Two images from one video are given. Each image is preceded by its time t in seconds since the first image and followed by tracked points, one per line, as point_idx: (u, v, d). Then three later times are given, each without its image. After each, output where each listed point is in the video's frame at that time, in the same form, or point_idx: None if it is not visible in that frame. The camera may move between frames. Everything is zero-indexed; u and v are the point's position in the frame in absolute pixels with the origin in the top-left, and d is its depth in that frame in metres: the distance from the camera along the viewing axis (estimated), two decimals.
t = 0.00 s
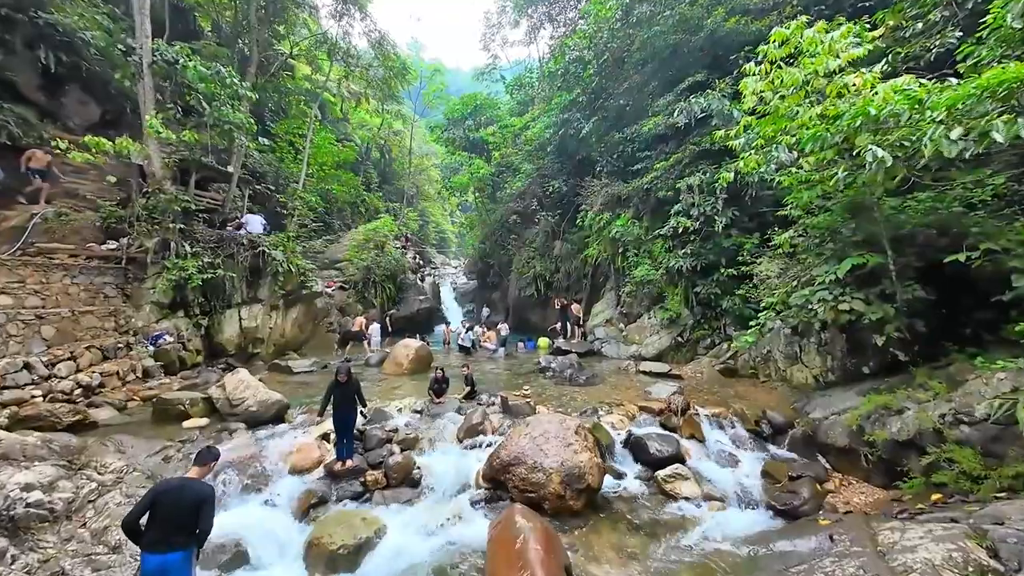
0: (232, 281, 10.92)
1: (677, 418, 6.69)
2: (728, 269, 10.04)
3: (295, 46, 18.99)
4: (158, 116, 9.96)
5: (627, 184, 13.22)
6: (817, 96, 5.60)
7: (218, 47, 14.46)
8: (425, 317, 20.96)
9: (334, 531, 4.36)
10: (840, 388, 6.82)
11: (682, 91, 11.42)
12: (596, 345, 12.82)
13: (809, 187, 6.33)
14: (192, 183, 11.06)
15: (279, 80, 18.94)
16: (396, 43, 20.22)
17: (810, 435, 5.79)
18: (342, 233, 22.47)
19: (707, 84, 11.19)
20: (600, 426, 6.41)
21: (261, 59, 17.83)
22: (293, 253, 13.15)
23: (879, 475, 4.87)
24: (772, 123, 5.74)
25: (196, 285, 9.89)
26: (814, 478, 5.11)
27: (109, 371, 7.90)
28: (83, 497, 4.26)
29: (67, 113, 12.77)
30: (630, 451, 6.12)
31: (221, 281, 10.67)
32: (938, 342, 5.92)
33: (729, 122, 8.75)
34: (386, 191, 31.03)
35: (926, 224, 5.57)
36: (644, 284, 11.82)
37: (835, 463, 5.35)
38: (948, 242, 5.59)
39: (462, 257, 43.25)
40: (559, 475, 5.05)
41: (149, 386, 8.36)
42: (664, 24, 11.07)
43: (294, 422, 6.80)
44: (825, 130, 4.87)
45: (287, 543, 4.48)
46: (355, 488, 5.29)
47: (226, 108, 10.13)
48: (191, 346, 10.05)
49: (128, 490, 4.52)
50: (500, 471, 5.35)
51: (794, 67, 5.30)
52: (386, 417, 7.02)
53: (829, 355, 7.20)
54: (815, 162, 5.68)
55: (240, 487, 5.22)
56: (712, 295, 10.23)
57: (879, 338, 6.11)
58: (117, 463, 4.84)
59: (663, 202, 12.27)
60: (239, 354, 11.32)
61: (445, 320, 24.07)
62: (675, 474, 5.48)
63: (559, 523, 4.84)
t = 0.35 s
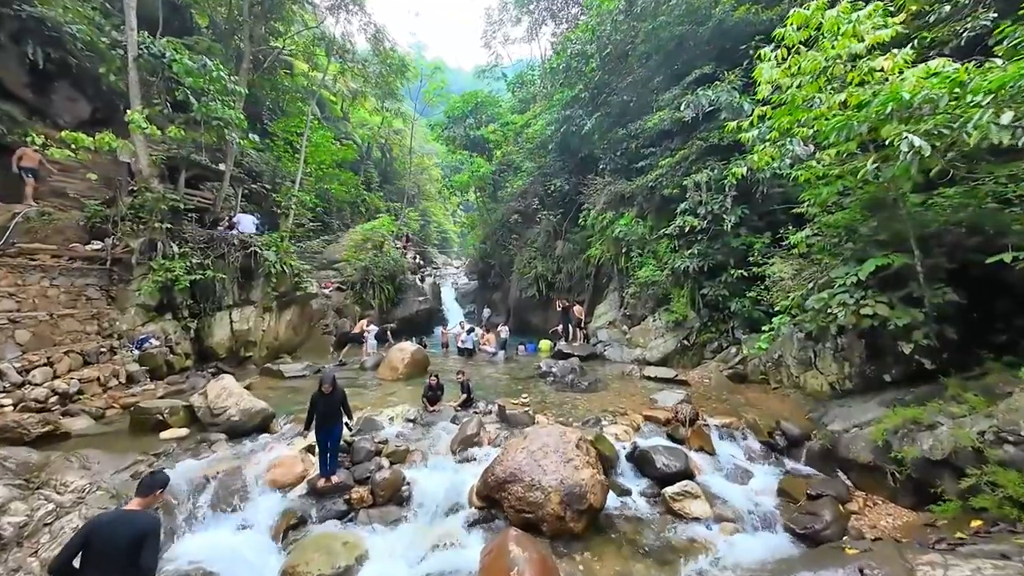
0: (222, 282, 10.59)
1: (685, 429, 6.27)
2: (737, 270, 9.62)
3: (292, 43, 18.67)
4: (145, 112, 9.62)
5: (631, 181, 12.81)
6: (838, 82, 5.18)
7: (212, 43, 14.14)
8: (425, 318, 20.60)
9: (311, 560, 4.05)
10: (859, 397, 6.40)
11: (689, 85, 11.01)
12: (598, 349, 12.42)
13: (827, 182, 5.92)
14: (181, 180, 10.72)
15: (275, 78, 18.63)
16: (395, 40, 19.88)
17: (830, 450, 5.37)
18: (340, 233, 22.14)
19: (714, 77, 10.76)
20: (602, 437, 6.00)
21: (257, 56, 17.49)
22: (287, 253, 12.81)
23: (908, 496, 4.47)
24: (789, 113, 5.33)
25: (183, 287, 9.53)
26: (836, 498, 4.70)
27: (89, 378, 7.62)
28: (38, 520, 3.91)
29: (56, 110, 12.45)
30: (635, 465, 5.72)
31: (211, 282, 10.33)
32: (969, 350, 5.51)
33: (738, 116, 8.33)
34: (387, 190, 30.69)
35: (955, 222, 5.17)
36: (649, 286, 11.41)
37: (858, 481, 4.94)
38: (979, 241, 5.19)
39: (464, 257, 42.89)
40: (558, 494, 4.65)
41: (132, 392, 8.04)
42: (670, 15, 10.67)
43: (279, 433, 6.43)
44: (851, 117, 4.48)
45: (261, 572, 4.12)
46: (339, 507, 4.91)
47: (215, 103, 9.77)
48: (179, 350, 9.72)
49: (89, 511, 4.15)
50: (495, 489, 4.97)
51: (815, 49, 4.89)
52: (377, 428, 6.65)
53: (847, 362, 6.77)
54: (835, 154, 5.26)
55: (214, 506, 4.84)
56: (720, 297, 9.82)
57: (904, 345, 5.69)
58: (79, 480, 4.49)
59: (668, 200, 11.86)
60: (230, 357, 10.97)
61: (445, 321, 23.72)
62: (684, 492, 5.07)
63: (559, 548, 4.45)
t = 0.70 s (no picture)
0: (212, 284, 10.23)
1: (695, 442, 5.83)
2: (747, 271, 9.17)
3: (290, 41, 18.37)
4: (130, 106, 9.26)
5: (636, 179, 12.39)
6: (866, 64, 4.75)
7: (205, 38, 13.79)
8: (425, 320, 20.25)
9: None
10: (882, 408, 5.97)
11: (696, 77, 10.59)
12: (602, 352, 12.01)
13: (851, 176, 5.48)
14: (170, 178, 10.36)
15: (272, 76, 18.30)
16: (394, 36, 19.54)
17: (856, 467, 4.93)
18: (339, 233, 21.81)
19: (723, 68, 10.32)
20: (606, 451, 5.58)
21: (253, 54, 17.17)
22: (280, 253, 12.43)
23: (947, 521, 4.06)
24: (811, 100, 4.91)
25: (169, 288, 9.15)
26: (865, 522, 4.28)
27: (65, 385, 7.33)
28: None
29: (44, 107, 12.14)
30: (642, 482, 5.30)
31: (200, 283, 9.96)
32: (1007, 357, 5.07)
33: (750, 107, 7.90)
34: (387, 190, 30.36)
35: (993, 219, 4.75)
36: (654, 287, 10.99)
37: (887, 502, 4.52)
38: (1018, 240, 4.78)
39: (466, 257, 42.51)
40: (558, 518, 4.23)
41: (111, 399, 7.70)
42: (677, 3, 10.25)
43: (261, 445, 6.03)
44: (883, 103, 4.05)
45: None
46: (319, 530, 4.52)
47: (203, 98, 9.40)
48: (166, 354, 9.38)
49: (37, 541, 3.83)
50: (489, 510, 4.57)
51: (843, 28, 4.45)
52: (366, 439, 6.25)
53: (870, 368, 6.33)
54: (861, 143, 4.82)
55: (185, 526, 4.45)
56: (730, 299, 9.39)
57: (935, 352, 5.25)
58: (30, 505, 4.19)
59: (674, 198, 11.42)
60: (220, 361, 10.61)
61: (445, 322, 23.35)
62: (696, 513, 4.64)
63: None
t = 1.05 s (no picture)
0: (201, 285, 9.85)
1: (709, 458, 5.38)
2: (760, 272, 8.70)
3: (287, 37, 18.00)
4: (113, 100, 8.86)
5: (641, 176, 11.94)
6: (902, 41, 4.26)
7: (198, 32, 13.43)
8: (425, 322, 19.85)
9: None
10: (912, 421, 5.50)
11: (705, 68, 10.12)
12: (606, 356, 11.57)
13: (882, 167, 5.01)
14: (158, 176, 10.00)
15: (269, 73, 17.97)
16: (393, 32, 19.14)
17: (888, 490, 4.48)
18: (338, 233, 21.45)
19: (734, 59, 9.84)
20: (612, 467, 5.14)
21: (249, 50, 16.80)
22: (274, 253, 12.05)
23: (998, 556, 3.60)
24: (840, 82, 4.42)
25: (154, 290, 8.76)
26: (904, 555, 3.82)
27: (39, 392, 6.98)
28: None
29: (31, 103, 11.79)
30: (652, 502, 4.84)
31: (187, 285, 9.57)
32: None
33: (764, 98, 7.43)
34: (388, 189, 30.02)
35: None
36: (660, 288, 10.54)
37: (926, 531, 4.07)
38: None
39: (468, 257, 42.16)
40: (558, 548, 3.80)
41: (90, 407, 7.32)
42: None
43: (241, 459, 5.63)
44: (932, 80, 3.58)
45: None
46: (297, 559, 4.10)
47: (190, 92, 9.01)
48: (152, 358, 9.02)
49: None
50: (483, 538, 4.15)
51: None
52: (354, 453, 5.83)
53: (897, 378, 5.87)
54: (898, 130, 4.34)
55: (148, 552, 4.00)
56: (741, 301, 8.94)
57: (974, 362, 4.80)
58: None
59: (681, 195, 10.97)
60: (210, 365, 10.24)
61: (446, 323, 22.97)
62: (714, 539, 4.18)
63: None
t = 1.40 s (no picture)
0: (189, 287, 9.49)
1: (726, 477, 4.93)
2: (775, 272, 8.21)
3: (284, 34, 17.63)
4: (94, 95, 8.48)
5: (648, 172, 11.47)
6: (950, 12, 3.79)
7: (192, 27, 13.10)
8: (426, 324, 19.45)
9: None
10: (949, 436, 5.02)
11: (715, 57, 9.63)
12: (611, 360, 11.13)
13: (919, 157, 4.54)
14: (145, 173, 9.64)
15: (267, 70, 17.65)
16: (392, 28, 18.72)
17: (931, 517, 3.99)
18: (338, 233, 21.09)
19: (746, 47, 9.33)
20: (620, 487, 4.68)
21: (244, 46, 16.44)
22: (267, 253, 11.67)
23: None
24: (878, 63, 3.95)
25: (138, 292, 8.38)
26: None
27: (12, 402, 6.60)
28: None
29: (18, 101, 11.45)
30: (665, 528, 4.39)
31: (173, 287, 9.19)
32: None
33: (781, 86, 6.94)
34: (389, 189, 29.66)
35: None
36: (669, 289, 10.08)
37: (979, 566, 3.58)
38: None
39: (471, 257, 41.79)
40: None
41: (67, 416, 6.95)
42: None
43: (219, 478, 5.22)
44: (1000, 50, 3.09)
45: None
46: None
47: (176, 86, 8.64)
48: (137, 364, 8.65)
49: None
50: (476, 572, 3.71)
51: None
52: (340, 469, 5.39)
53: (931, 388, 5.39)
54: (944, 113, 3.85)
55: None
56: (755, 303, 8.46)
57: None
58: None
59: (690, 192, 10.50)
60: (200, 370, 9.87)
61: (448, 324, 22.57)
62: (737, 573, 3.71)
63: None
